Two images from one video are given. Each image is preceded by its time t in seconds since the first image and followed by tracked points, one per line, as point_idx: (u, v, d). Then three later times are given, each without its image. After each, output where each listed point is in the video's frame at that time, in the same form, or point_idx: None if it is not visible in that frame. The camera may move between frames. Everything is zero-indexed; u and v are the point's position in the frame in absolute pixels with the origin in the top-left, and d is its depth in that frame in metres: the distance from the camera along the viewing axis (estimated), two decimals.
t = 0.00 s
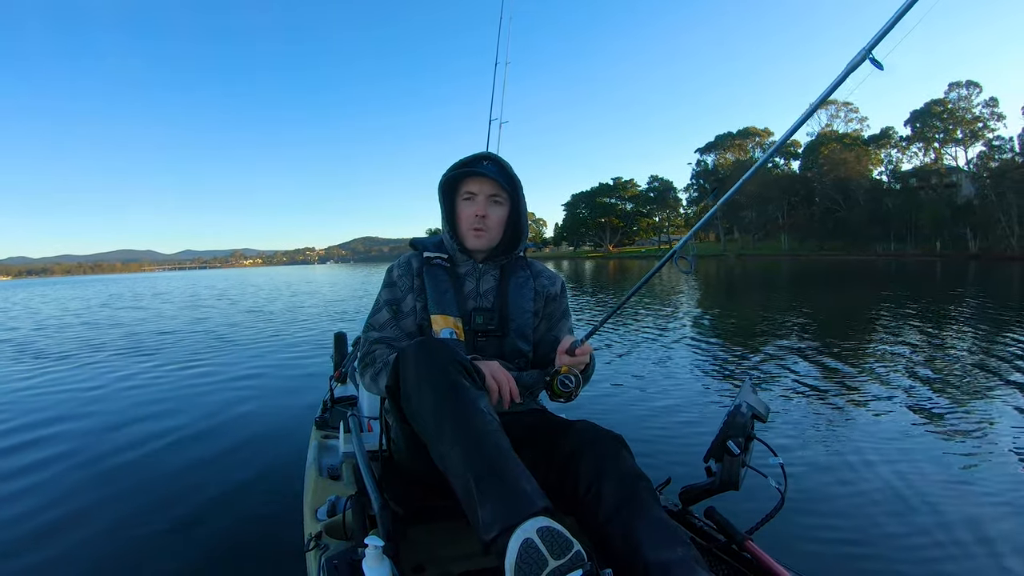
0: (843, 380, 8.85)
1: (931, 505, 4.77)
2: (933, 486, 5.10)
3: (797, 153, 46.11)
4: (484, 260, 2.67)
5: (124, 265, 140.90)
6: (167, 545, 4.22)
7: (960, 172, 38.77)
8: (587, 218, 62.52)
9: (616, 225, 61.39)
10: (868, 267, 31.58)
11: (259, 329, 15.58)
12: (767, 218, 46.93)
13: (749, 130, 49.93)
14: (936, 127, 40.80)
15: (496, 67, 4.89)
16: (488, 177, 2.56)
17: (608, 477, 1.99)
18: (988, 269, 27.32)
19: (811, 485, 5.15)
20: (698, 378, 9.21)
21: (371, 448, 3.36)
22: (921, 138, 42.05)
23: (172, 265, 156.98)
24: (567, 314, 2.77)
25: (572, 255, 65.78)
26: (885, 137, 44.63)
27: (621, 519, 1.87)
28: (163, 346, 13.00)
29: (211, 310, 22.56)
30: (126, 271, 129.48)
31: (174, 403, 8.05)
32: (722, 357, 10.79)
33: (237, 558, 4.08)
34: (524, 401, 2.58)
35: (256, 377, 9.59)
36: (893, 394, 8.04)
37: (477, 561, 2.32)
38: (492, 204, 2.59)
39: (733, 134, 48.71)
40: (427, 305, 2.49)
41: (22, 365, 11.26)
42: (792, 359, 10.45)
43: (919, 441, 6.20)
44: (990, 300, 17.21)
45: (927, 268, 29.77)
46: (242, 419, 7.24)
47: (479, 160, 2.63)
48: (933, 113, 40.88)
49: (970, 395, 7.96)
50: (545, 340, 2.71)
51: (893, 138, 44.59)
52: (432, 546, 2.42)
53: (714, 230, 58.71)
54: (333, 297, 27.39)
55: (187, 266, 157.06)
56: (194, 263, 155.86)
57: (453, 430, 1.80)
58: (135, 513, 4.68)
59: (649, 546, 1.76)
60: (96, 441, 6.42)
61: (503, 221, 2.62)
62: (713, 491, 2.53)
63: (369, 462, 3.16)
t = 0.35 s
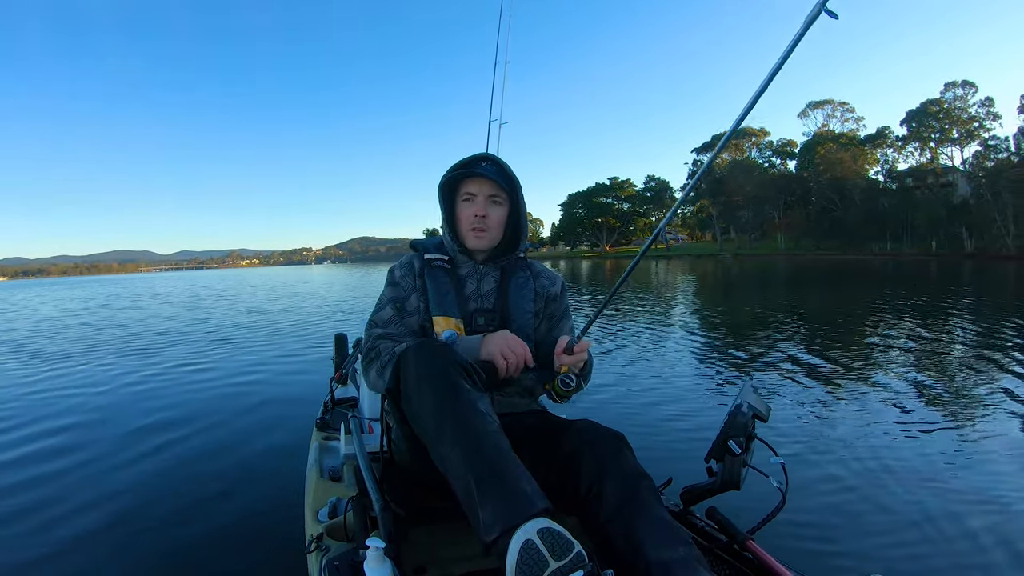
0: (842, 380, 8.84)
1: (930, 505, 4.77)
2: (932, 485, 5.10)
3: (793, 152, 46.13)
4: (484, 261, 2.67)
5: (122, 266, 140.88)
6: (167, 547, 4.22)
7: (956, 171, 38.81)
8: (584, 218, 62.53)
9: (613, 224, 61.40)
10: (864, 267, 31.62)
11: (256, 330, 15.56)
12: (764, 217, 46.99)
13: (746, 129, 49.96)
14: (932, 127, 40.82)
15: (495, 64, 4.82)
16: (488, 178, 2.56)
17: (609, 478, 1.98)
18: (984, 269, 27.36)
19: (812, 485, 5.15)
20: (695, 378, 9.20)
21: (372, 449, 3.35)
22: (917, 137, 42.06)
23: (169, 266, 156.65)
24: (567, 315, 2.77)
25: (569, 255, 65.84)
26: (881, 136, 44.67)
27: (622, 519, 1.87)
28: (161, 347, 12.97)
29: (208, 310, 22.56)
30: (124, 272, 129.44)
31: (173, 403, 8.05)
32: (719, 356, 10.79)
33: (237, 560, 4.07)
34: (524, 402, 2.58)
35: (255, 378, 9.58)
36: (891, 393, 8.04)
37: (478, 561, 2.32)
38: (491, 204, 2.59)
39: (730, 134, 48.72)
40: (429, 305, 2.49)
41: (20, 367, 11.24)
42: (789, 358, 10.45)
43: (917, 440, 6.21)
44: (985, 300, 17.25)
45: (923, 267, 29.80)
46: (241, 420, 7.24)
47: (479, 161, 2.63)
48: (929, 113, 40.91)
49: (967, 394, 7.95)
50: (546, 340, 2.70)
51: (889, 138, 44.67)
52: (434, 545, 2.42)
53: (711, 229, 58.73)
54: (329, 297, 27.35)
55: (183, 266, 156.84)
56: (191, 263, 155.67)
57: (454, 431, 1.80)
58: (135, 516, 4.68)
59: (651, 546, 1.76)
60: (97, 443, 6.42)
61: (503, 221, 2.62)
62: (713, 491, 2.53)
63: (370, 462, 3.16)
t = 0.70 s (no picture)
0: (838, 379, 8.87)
1: (931, 506, 4.77)
2: (932, 486, 5.11)
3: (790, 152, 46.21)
4: (484, 261, 2.66)
5: (118, 266, 140.52)
6: (167, 549, 4.20)
7: (952, 171, 38.92)
8: (581, 217, 62.58)
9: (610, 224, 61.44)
10: (859, 267, 31.72)
11: (254, 330, 15.55)
12: (760, 217, 47.07)
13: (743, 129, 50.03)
14: (928, 127, 40.91)
15: (496, 66, 4.81)
16: (485, 177, 2.57)
17: (609, 478, 1.98)
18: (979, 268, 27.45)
19: (812, 485, 5.15)
20: (693, 378, 9.19)
21: (372, 449, 3.35)
22: (913, 137, 42.16)
23: (165, 265, 156.43)
24: (567, 315, 2.78)
25: (565, 255, 65.85)
26: (877, 136, 44.78)
27: (621, 519, 1.87)
28: (158, 347, 12.95)
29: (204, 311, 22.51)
30: (120, 273, 129.28)
31: (170, 404, 8.03)
32: (717, 356, 10.78)
33: (237, 561, 4.06)
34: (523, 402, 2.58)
35: (252, 377, 9.57)
36: (890, 393, 8.04)
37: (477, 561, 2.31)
38: (489, 203, 2.59)
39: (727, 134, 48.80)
40: (429, 306, 2.49)
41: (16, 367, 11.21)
42: (786, 357, 10.47)
43: (916, 440, 6.22)
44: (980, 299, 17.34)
45: (919, 267, 29.88)
46: (240, 420, 7.23)
47: (477, 160, 2.63)
48: (925, 113, 40.99)
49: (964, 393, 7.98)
50: (547, 340, 2.70)
51: (885, 138, 44.76)
52: (433, 546, 2.42)
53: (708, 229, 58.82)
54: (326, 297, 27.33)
55: (179, 266, 156.51)
56: (187, 262, 155.46)
57: (452, 431, 1.80)
58: (133, 518, 4.66)
59: (650, 546, 1.76)
60: (95, 444, 6.40)
61: (502, 221, 2.62)
62: (712, 491, 2.54)
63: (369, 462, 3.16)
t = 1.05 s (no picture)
0: (835, 378, 8.89)
1: (930, 503, 4.78)
2: (932, 484, 5.12)
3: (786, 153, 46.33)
4: (484, 260, 2.66)
5: (113, 266, 140.12)
6: (167, 547, 4.19)
7: (948, 171, 39.06)
8: (578, 218, 62.67)
9: (607, 225, 61.51)
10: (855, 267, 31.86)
11: (250, 330, 15.54)
12: (757, 217, 47.18)
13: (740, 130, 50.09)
14: (924, 127, 41.03)
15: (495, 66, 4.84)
16: (489, 175, 2.57)
17: (608, 478, 1.99)
18: (975, 267, 27.58)
19: (812, 484, 5.16)
20: (692, 377, 9.20)
21: (372, 448, 3.34)
22: (909, 137, 42.30)
23: (162, 266, 156.27)
24: (567, 315, 2.79)
25: (562, 255, 65.81)
26: (873, 136, 44.94)
27: (621, 519, 1.87)
28: (154, 348, 12.93)
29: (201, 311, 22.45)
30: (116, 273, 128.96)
31: (168, 404, 8.00)
32: (715, 356, 10.78)
33: (237, 560, 4.05)
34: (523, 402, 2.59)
35: (250, 377, 9.56)
36: (887, 391, 8.06)
37: (478, 560, 2.30)
38: (492, 201, 2.59)
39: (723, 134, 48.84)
40: (430, 307, 2.48)
41: (12, 368, 11.17)
42: (783, 357, 10.51)
43: (912, 437, 6.26)
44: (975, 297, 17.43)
45: (914, 266, 30.01)
46: (239, 419, 7.24)
47: (478, 158, 2.62)
48: (921, 113, 41.13)
49: (960, 392, 8.02)
50: (547, 340, 2.70)
51: (881, 138, 44.90)
52: (434, 545, 2.41)
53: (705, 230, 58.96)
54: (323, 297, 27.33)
55: (176, 267, 156.35)
56: (184, 263, 155.32)
57: (453, 429, 1.80)
58: (133, 515, 4.65)
59: (650, 545, 1.76)
60: (93, 444, 6.38)
61: (504, 218, 2.62)
62: (713, 490, 2.54)
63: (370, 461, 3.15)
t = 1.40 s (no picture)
0: (833, 377, 8.91)
1: (931, 501, 4.78)
2: (932, 482, 5.12)
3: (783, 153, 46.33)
4: (488, 262, 2.68)
5: (110, 267, 139.75)
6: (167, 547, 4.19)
7: (943, 171, 39.11)
8: (574, 218, 62.62)
9: (603, 224, 61.50)
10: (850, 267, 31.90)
11: (246, 330, 15.52)
12: (753, 217, 47.21)
13: (736, 130, 50.12)
14: (920, 128, 41.06)
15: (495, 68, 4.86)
16: (504, 178, 2.59)
17: (610, 479, 1.98)
18: (970, 268, 27.61)
19: (812, 481, 5.15)
20: (691, 376, 9.18)
21: (373, 449, 3.34)
22: (905, 138, 42.32)
23: (158, 267, 155.93)
24: (569, 315, 2.79)
25: (559, 255, 65.76)
26: (869, 137, 44.98)
27: (622, 520, 1.86)
28: (150, 348, 12.90)
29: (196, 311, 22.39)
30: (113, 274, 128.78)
31: (166, 404, 7.98)
32: (713, 355, 10.77)
33: (239, 560, 4.04)
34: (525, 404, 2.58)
35: (248, 377, 9.56)
36: (886, 390, 8.07)
37: (480, 560, 2.30)
38: (504, 204, 2.61)
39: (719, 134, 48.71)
40: (432, 308, 2.48)
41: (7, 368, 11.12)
42: (780, 356, 10.52)
43: (911, 436, 6.27)
44: (969, 298, 17.47)
45: (909, 266, 30.07)
46: (238, 419, 7.23)
47: (491, 160, 2.63)
48: (917, 113, 41.14)
49: (957, 390, 8.03)
50: (548, 340, 2.69)
51: (877, 138, 44.96)
52: (436, 545, 2.41)
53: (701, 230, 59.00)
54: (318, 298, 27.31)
55: (173, 267, 156.15)
56: (180, 263, 155.10)
57: (454, 429, 1.80)
58: (133, 515, 4.64)
59: (651, 547, 1.76)
60: (90, 444, 6.35)
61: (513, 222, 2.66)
62: (714, 491, 2.54)
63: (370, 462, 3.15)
